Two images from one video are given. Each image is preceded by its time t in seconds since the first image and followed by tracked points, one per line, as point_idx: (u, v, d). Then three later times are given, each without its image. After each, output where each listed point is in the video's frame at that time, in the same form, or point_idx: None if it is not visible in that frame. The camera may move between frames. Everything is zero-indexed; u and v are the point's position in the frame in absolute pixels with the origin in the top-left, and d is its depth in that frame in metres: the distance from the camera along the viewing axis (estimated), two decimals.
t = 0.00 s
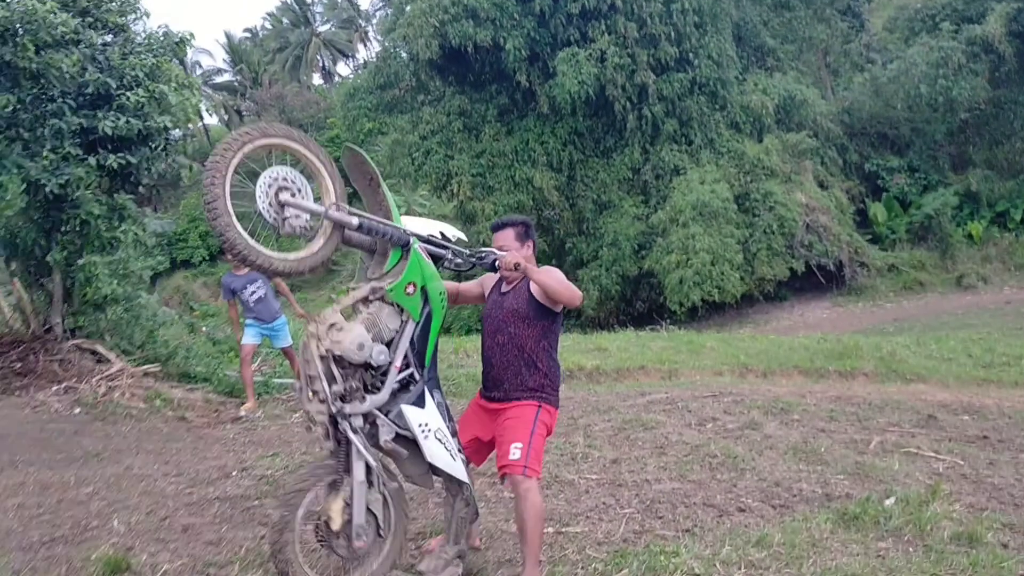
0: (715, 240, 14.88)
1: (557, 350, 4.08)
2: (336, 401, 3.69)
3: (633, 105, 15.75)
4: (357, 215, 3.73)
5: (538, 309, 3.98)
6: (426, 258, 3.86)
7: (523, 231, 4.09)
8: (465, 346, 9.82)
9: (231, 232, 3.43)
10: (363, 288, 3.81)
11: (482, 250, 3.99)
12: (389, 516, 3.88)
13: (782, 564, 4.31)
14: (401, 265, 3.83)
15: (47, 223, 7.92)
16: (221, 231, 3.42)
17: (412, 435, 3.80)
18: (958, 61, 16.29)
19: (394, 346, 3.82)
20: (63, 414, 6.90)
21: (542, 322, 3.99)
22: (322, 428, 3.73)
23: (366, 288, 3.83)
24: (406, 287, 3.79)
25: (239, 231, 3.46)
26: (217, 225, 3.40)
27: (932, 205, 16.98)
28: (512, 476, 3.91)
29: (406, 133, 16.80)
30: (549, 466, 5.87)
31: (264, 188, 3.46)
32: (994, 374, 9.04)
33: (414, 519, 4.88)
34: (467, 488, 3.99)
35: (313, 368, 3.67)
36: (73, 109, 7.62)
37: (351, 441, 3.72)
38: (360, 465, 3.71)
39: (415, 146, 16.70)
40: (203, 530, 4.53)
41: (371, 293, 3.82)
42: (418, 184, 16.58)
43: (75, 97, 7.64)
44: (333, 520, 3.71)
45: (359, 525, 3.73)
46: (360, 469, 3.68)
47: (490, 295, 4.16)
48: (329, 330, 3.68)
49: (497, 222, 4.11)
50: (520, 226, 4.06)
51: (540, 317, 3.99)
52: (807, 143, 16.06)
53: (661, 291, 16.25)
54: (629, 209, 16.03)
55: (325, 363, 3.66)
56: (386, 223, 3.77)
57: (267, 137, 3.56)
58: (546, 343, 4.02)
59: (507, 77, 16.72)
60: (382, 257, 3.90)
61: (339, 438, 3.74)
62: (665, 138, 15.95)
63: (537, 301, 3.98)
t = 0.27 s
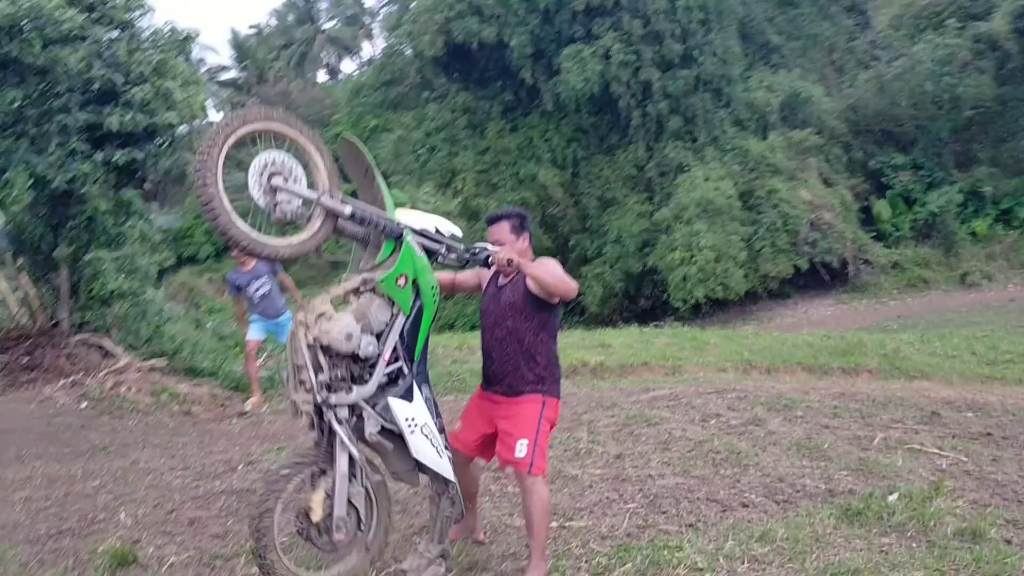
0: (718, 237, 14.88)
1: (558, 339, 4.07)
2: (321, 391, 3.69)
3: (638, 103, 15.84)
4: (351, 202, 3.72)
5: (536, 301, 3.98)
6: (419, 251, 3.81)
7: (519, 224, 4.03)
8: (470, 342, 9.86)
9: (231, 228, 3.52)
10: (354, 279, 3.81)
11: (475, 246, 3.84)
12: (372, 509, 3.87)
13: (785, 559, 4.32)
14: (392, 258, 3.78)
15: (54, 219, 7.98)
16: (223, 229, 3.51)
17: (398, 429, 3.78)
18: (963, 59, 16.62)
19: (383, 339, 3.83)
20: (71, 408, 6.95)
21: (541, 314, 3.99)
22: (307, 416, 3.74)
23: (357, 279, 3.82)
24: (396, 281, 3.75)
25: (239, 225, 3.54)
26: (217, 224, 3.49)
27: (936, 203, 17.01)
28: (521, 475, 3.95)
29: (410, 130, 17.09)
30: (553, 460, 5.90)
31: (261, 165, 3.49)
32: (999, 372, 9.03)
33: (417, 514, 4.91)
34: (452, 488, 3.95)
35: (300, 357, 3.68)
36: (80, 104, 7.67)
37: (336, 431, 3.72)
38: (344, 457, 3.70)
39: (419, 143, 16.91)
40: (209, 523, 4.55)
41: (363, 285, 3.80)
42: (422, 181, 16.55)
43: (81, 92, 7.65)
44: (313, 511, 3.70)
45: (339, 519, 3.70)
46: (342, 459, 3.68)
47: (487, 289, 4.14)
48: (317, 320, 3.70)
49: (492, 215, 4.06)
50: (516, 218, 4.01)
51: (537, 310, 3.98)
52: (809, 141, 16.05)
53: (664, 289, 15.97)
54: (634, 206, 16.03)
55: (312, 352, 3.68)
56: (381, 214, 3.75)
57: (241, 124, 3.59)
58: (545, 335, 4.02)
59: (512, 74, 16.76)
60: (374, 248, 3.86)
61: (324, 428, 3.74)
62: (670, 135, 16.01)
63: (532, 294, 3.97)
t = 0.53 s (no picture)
0: (724, 233, 14.88)
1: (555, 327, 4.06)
2: (288, 378, 3.69)
3: (644, 98, 15.72)
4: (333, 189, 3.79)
5: (530, 290, 3.95)
6: (402, 243, 3.84)
7: (507, 211, 3.97)
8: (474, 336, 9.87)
9: (240, 227, 3.56)
10: (333, 267, 3.82)
11: (460, 244, 3.92)
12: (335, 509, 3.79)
13: (789, 555, 4.31)
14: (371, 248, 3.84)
15: (62, 209, 7.94)
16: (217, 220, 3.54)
17: (366, 425, 3.79)
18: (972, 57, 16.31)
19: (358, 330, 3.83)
20: (75, 398, 6.96)
21: (539, 302, 3.98)
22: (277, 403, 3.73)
23: (335, 267, 3.84)
24: (375, 272, 3.80)
25: (243, 223, 3.58)
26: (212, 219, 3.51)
27: (943, 201, 16.95)
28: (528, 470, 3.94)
29: (416, 123, 16.71)
30: (557, 454, 5.90)
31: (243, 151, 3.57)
32: (1005, 371, 9.01)
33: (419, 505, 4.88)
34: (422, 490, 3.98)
35: (271, 341, 3.67)
36: (88, 96, 7.66)
37: (302, 422, 3.71)
38: (308, 449, 3.69)
39: (426, 138, 16.57)
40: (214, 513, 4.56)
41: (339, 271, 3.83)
42: (428, 176, 16.45)
43: (90, 83, 7.65)
44: (272, 502, 3.65)
45: (299, 513, 3.66)
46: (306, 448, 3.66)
47: (477, 280, 4.09)
48: (292, 304, 3.67)
49: (479, 202, 3.98)
50: (504, 205, 3.96)
51: (532, 300, 3.97)
52: (817, 138, 16.19)
53: (669, 283, 16.32)
54: (639, 202, 16.00)
55: (284, 339, 3.68)
56: (365, 203, 3.81)
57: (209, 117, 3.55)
58: (543, 325, 4.01)
59: (518, 68, 16.62)
60: (357, 237, 3.90)
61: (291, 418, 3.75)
62: (676, 131, 15.97)
63: (527, 283, 3.94)
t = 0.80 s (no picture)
0: (727, 229, 14.86)
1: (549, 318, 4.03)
2: (265, 376, 3.59)
3: (649, 93, 15.74)
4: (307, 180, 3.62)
5: (522, 282, 3.91)
6: (378, 233, 3.76)
7: (496, 200, 3.91)
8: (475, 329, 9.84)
9: (230, 229, 3.42)
10: (305, 259, 3.72)
11: (437, 232, 3.83)
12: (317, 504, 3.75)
13: (789, 552, 4.29)
14: (347, 240, 3.73)
15: (62, 198, 7.88)
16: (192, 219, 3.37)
17: (346, 419, 3.71)
18: (978, 54, 16.48)
19: (334, 323, 3.75)
20: (75, 388, 6.96)
21: (532, 293, 3.94)
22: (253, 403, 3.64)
23: (307, 260, 3.72)
24: (350, 263, 3.71)
25: (230, 224, 3.42)
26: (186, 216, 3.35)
27: (948, 199, 16.90)
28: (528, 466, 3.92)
29: (419, 116, 16.74)
30: (558, 450, 5.88)
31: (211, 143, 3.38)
32: (1008, 370, 8.97)
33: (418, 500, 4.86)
34: (409, 481, 3.96)
35: (244, 340, 3.57)
36: (89, 84, 7.62)
37: (281, 420, 3.62)
38: (290, 448, 3.58)
39: (429, 130, 16.60)
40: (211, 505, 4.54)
41: (312, 264, 3.71)
42: (431, 169, 16.40)
43: (92, 72, 7.61)
44: (256, 506, 3.55)
45: (284, 513, 3.57)
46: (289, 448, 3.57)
47: (465, 272, 4.03)
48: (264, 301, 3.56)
49: (467, 192, 3.92)
50: (493, 196, 3.90)
51: (525, 293, 3.93)
52: (822, 134, 16.08)
53: (671, 279, 16.33)
54: (643, 196, 15.95)
55: (258, 336, 3.57)
56: (339, 194, 3.69)
57: (165, 116, 3.34)
58: (537, 318, 3.97)
59: (523, 61, 16.62)
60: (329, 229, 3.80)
61: (269, 418, 3.65)
62: (680, 126, 15.92)
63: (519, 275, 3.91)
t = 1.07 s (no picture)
0: (726, 228, 14.87)
1: (541, 315, 4.03)
2: (258, 381, 3.50)
3: (649, 90, 15.73)
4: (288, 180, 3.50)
5: (512, 279, 3.90)
6: (362, 229, 3.67)
7: (489, 196, 3.90)
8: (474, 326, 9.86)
9: (214, 235, 3.34)
10: (292, 259, 3.63)
11: (422, 224, 3.75)
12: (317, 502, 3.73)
13: (785, 550, 4.31)
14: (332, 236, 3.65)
15: (60, 193, 7.85)
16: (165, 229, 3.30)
17: (342, 418, 3.65)
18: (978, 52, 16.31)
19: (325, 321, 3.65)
20: (74, 383, 6.96)
21: (523, 291, 3.93)
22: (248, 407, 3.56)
23: (294, 259, 3.63)
24: (336, 259, 3.62)
25: (215, 230, 3.34)
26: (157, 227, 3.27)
27: (946, 198, 16.93)
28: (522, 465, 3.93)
29: (419, 113, 16.76)
30: (556, 447, 5.89)
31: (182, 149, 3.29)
32: (1005, 368, 8.99)
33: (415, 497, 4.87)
34: (407, 473, 3.95)
35: (235, 346, 3.49)
36: (88, 79, 7.61)
37: (277, 423, 3.54)
38: (288, 450, 3.52)
39: (428, 126, 16.60)
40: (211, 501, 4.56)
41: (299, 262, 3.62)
42: (430, 166, 16.44)
43: (91, 69, 7.57)
44: (257, 510, 3.51)
45: (286, 515, 3.53)
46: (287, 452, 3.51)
47: (457, 271, 4.00)
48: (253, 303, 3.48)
49: (460, 188, 3.90)
50: (485, 192, 3.88)
51: (517, 290, 3.91)
52: (821, 133, 16.07)
53: (671, 278, 16.33)
54: (642, 194, 15.96)
55: (249, 340, 3.48)
56: (320, 192, 3.58)
57: (131, 129, 3.27)
58: (530, 316, 3.96)
59: (523, 58, 16.62)
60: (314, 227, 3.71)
61: (265, 422, 3.57)
62: (680, 124, 15.91)
63: (509, 273, 3.89)
